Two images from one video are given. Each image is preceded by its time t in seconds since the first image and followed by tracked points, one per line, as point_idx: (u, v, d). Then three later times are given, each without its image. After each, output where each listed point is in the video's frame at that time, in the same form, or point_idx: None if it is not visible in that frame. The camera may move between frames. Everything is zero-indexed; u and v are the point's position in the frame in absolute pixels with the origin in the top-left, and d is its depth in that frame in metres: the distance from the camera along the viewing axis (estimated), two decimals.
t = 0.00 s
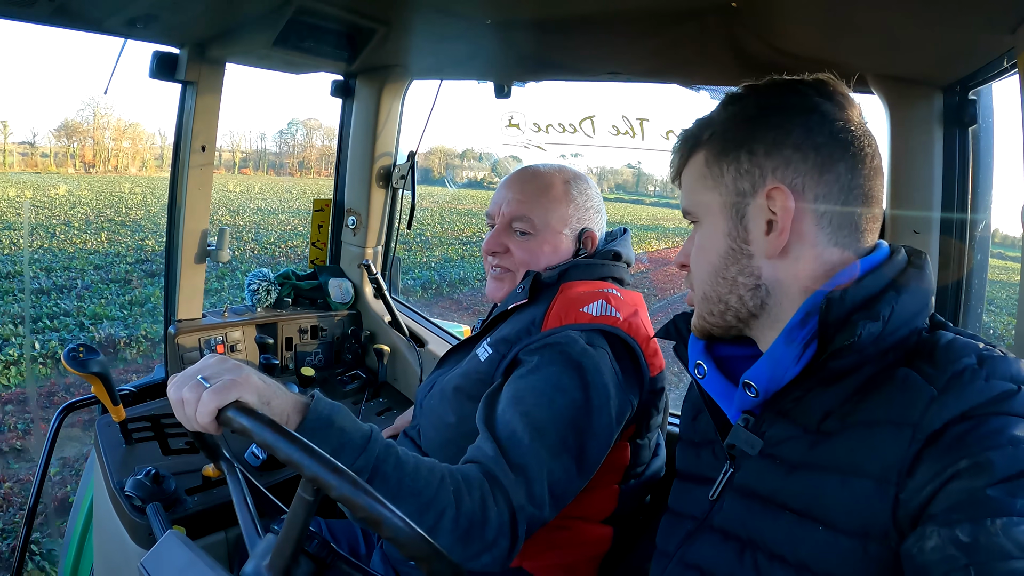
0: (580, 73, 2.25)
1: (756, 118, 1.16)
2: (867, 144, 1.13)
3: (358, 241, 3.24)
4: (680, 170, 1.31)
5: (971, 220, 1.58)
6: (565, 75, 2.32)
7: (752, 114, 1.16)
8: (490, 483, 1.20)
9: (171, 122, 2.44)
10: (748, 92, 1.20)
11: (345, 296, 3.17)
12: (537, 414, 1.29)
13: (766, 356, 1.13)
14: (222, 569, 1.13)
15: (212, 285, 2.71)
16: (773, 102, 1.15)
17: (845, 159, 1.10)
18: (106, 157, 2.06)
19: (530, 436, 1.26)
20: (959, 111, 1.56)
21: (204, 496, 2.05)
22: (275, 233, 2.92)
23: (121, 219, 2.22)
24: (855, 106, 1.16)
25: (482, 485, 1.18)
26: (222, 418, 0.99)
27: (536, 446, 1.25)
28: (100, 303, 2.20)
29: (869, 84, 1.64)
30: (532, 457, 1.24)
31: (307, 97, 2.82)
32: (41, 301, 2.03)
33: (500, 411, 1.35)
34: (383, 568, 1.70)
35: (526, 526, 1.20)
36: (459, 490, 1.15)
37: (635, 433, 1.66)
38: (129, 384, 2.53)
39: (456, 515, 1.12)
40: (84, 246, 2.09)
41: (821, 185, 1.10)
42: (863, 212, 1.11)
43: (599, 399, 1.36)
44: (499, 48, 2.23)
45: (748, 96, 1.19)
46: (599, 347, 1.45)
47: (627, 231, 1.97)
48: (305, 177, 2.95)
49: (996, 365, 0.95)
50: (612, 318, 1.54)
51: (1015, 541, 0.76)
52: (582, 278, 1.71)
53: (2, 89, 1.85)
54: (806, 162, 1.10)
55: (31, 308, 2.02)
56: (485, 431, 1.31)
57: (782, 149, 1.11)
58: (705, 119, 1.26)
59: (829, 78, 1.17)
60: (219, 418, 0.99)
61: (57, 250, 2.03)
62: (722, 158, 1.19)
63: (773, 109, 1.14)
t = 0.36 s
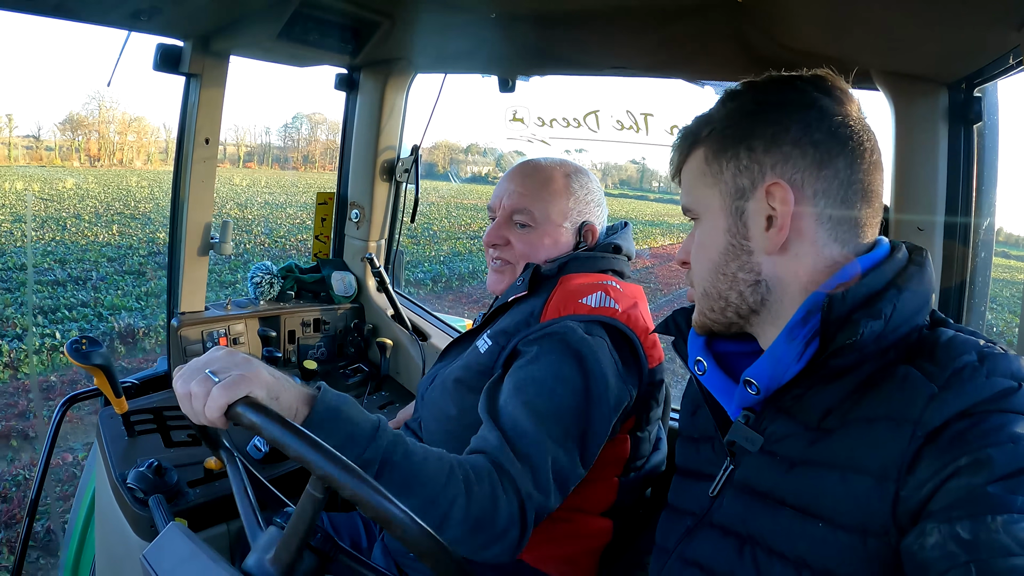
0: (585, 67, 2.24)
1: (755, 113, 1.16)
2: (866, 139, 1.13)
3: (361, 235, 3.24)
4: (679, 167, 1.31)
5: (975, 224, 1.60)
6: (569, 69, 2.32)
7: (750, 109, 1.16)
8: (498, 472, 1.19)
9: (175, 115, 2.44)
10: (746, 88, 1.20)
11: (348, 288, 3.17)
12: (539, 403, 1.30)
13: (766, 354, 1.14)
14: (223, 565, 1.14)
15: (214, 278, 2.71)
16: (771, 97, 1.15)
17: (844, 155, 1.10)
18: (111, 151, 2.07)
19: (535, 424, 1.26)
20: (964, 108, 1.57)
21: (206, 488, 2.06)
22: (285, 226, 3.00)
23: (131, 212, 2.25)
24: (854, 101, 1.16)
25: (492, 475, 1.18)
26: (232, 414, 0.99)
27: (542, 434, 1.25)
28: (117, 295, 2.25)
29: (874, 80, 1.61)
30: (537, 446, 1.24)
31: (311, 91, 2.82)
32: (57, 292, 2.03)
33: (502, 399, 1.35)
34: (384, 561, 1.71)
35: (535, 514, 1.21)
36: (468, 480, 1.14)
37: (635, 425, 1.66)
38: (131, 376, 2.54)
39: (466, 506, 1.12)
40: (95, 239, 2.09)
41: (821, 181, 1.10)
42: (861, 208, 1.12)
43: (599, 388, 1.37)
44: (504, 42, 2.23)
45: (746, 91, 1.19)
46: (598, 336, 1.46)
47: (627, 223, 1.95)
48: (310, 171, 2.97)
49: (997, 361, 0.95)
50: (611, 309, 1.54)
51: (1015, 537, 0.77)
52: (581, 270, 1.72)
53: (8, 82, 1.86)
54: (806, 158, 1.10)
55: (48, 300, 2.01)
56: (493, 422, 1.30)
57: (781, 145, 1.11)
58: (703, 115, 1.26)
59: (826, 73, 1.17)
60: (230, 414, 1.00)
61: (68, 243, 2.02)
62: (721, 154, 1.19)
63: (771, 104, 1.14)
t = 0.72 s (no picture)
0: (582, 68, 2.24)
1: (767, 111, 1.16)
2: (876, 140, 1.14)
3: (359, 236, 3.24)
4: (685, 164, 1.30)
5: (974, 220, 1.60)
6: (566, 70, 2.32)
7: (763, 107, 1.16)
8: (536, 488, 1.18)
9: (172, 116, 2.43)
10: (756, 87, 1.20)
11: (346, 290, 3.15)
12: (544, 404, 1.30)
13: (772, 355, 1.14)
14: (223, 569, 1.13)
15: (212, 280, 2.70)
16: (785, 96, 1.15)
17: (856, 156, 1.10)
18: (110, 153, 2.07)
19: (549, 429, 1.26)
20: (962, 107, 1.58)
21: (205, 490, 2.06)
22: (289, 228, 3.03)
23: (136, 214, 2.30)
24: (863, 101, 1.17)
25: (531, 490, 1.16)
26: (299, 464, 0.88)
27: (558, 437, 1.25)
28: (127, 295, 2.34)
29: (872, 80, 1.62)
30: (558, 451, 1.23)
31: (309, 92, 2.82)
32: (70, 292, 2.07)
33: (514, 407, 1.33)
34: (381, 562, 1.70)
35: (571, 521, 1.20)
36: (512, 498, 1.12)
37: (629, 425, 1.65)
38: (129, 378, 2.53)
39: (513, 525, 1.10)
40: (100, 240, 2.12)
41: (834, 182, 1.10)
42: (872, 207, 1.12)
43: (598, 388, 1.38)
44: (501, 43, 2.23)
45: (757, 90, 1.19)
46: (591, 340, 1.46)
47: (615, 223, 1.94)
48: (309, 173, 2.98)
49: (1000, 362, 0.96)
50: (601, 308, 1.54)
51: (1017, 537, 0.77)
52: (568, 270, 1.70)
53: (7, 84, 1.85)
54: (819, 159, 1.10)
55: (63, 301, 2.06)
56: (530, 441, 1.25)
57: (795, 144, 1.11)
58: (713, 111, 1.26)
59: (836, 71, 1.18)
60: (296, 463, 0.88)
61: (74, 245, 2.04)
62: (732, 153, 1.18)
63: (783, 104, 1.14)
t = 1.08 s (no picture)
0: (589, 63, 2.24)
1: (764, 110, 1.16)
2: (874, 137, 1.14)
3: (364, 229, 3.24)
4: (681, 163, 1.30)
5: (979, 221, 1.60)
6: (573, 65, 2.32)
7: (759, 105, 1.16)
8: (493, 457, 1.21)
9: (179, 108, 2.43)
10: (752, 84, 1.20)
11: (350, 283, 3.20)
12: (534, 388, 1.32)
13: (773, 355, 1.14)
14: (225, 557, 1.14)
15: (215, 272, 2.71)
16: (781, 94, 1.15)
17: (855, 155, 1.11)
18: (116, 145, 2.08)
19: (528, 406, 1.28)
20: (968, 106, 1.57)
21: (208, 481, 2.07)
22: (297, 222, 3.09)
23: (146, 206, 2.35)
24: (862, 97, 1.17)
25: (484, 458, 1.20)
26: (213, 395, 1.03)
27: (534, 417, 1.27)
28: (145, 284, 2.44)
29: (878, 77, 1.62)
30: (531, 429, 1.26)
31: (315, 86, 2.83)
32: (87, 280, 2.11)
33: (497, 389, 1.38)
34: (385, 556, 1.72)
35: (535, 498, 1.24)
36: (461, 463, 1.17)
37: (631, 417, 1.65)
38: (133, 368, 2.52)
39: (458, 488, 1.15)
40: (113, 230, 2.18)
41: (832, 181, 1.10)
42: (871, 206, 1.13)
43: (592, 378, 1.38)
44: (507, 38, 2.23)
45: (753, 87, 1.19)
46: (589, 327, 1.46)
47: (621, 219, 1.93)
48: (314, 167, 2.99)
49: (1001, 360, 0.96)
50: (601, 300, 1.54)
51: (1018, 534, 0.77)
52: (571, 263, 1.70)
53: (14, 76, 1.85)
54: (817, 158, 1.10)
55: (80, 289, 2.10)
56: (492, 412, 1.31)
57: (792, 143, 1.11)
58: (706, 109, 1.25)
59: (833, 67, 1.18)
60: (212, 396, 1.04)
61: (87, 235, 2.08)
62: (728, 152, 1.18)
63: (779, 102, 1.14)
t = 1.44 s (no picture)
0: (586, 65, 2.24)
1: (757, 115, 1.16)
2: (869, 138, 1.13)
3: (362, 232, 3.24)
4: (673, 168, 1.30)
5: (976, 222, 1.60)
6: (570, 67, 2.32)
7: (752, 110, 1.16)
8: (460, 459, 1.28)
9: (177, 111, 2.43)
10: (744, 87, 1.19)
11: (348, 287, 3.18)
12: (519, 392, 1.33)
13: (772, 358, 1.13)
14: (224, 561, 1.15)
15: (213, 274, 2.71)
16: (773, 97, 1.15)
17: (851, 157, 1.10)
18: (115, 148, 2.08)
19: (512, 413, 1.30)
20: (966, 106, 1.57)
21: (207, 486, 2.07)
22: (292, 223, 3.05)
23: (149, 210, 2.40)
24: (854, 98, 1.17)
25: (449, 460, 1.26)
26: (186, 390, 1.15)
27: (517, 423, 1.29)
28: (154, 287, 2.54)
29: (875, 79, 1.63)
30: (511, 433, 1.28)
31: (313, 89, 2.82)
32: (98, 283, 2.16)
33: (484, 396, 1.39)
34: (384, 559, 1.71)
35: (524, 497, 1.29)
36: (423, 466, 1.24)
37: (629, 419, 1.65)
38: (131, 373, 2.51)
39: (420, 488, 1.22)
40: (119, 233, 2.24)
41: (828, 184, 1.10)
42: (867, 209, 1.12)
43: (586, 380, 1.38)
44: (504, 40, 2.23)
45: (745, 91, 1.19)
46: (584, 329, 1.46)
47: (618, 220, 1.93)
48: (312, 170, 2.99)
49: (1000, 361, 0.96)
50: (598, 303, 1.54)
51: (1017, 536, 0.77)
52: (568, 266, 1.70)
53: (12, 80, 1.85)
54: (813, 162, 1.10)
55: (91, 292, 2.14)
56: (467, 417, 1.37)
57: (786, 148, 1.11)
58: (699, 114, 1.25)
59: (826, 69, 1.17)
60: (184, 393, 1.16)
61: (92, 238, 2.11)
62: (722, 157, 1.18)
63: (772, 105, 1.14)
